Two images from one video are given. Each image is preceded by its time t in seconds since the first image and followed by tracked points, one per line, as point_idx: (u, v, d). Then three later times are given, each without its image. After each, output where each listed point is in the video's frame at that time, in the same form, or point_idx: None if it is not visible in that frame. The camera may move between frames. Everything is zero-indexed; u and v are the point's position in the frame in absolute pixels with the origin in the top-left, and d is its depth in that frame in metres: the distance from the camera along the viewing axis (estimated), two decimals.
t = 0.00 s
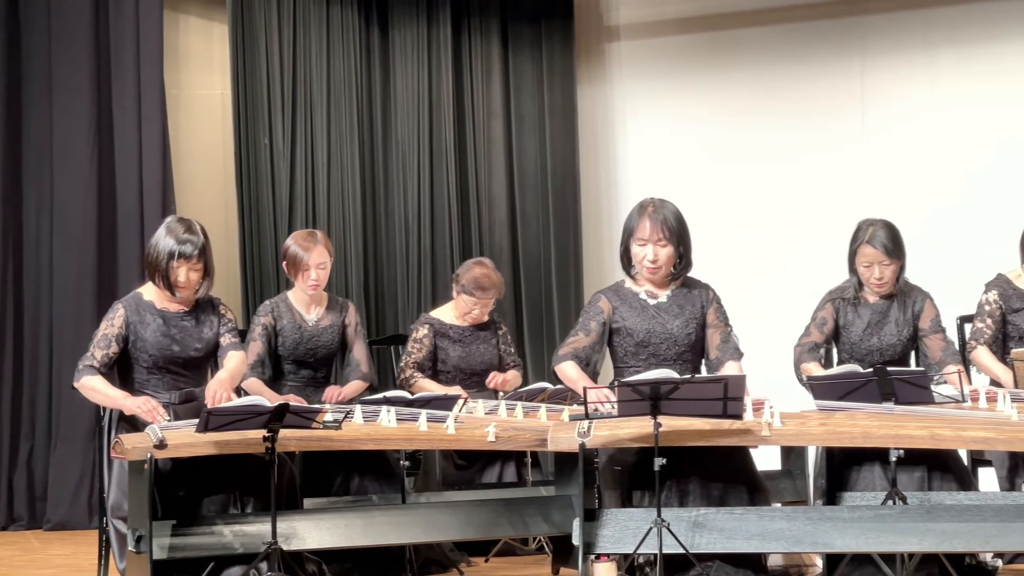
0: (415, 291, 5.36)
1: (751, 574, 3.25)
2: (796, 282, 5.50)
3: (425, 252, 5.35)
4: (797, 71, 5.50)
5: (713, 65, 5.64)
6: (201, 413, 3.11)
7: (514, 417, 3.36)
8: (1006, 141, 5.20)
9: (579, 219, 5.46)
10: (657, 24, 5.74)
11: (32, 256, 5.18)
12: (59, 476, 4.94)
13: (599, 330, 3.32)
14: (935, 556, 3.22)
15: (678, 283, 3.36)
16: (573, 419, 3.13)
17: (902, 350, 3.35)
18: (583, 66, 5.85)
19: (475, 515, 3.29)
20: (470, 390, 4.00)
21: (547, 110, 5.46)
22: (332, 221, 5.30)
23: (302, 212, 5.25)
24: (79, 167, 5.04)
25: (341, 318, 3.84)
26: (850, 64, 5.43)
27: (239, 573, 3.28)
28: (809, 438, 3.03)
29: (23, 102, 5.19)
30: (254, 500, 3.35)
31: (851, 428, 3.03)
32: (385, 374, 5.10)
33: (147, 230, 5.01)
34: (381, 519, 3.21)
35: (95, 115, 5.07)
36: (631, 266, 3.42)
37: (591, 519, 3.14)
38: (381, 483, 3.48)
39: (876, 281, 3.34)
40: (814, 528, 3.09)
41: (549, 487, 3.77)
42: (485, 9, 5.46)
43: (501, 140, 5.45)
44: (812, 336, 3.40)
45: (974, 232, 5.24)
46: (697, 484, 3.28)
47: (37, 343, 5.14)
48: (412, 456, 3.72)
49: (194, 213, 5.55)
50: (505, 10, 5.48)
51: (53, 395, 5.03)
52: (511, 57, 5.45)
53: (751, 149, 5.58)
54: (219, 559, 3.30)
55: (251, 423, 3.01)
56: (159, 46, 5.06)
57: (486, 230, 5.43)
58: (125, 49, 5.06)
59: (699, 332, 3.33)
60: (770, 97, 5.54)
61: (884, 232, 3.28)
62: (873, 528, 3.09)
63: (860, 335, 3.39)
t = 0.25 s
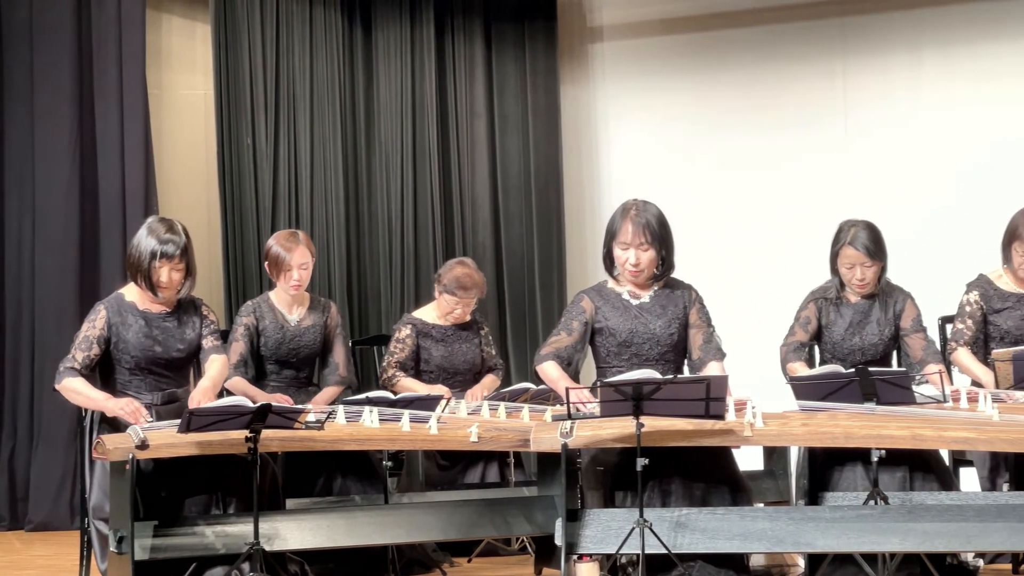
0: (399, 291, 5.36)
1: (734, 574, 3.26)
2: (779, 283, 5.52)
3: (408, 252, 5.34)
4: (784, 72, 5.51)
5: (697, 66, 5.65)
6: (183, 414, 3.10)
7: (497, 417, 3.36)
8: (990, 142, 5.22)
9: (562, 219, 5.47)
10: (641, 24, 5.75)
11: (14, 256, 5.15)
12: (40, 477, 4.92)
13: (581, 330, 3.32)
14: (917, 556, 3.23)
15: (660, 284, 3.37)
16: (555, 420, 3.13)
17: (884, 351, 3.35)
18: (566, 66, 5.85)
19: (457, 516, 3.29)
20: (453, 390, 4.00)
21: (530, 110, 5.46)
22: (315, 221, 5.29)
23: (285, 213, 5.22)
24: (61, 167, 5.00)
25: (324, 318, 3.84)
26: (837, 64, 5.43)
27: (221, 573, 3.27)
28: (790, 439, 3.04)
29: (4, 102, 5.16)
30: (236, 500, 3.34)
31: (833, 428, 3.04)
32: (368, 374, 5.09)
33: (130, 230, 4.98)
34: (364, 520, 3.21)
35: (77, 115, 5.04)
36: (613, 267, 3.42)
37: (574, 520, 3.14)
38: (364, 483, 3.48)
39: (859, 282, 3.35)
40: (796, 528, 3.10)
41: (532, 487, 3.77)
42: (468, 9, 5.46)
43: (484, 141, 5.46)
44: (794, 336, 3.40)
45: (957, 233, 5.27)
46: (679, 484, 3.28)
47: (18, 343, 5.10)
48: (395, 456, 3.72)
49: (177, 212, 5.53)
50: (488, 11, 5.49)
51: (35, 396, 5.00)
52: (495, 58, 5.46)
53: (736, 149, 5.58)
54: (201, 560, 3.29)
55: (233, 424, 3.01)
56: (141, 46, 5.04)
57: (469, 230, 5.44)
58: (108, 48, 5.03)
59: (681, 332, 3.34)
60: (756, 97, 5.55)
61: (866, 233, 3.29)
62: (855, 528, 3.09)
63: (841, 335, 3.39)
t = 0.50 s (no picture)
0: (382, 291, 5.35)
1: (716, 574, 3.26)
2: (763, 283, 5.54)
3: (391, 252, 5.34)
4: (769, 72, 5.52)
5: (682, 66, 5.67)
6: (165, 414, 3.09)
7: (479, 418, 3.36)
8: (974, 142, 5.24)
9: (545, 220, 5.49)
10: (625, 25, 5.76)
11: None
12: (22, 478, 4.89)
13: (564, 330, 3.33)
14: (898, 555, 3.24)
15: (642, 284, 3.38)
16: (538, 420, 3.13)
17: (866, 351, 3.36)
18: (549, 67, 5.86)
19: (440, 516, 3.29)
20: (436, 390, 4.00)
21: (513, 111, 5.48)
22: (298, 221, 5.28)
23: (268, 213, 5.20)
24: (43, 166, 4.97)
25: (306, 318, 3.84)
26: (823, 65, 5.45)
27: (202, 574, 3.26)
28: (772, 439, 3.04)
29: None
30: (218, 501, 3.34)
31: (815, 428, 3.04)
32: (351, 375, 5.08)
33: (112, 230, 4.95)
34: (346, 520, 3.20)
35: (58, 114, 5.01)
36: (595, 267, 3.43)
37: (556, 520, 3.14)
38: (347, 484, 3.48)
39: (840, 282, 3.35)
40: (778, 528, 3.10)
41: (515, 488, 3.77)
42: (451, 9, 5.47)
43: (467, 141, 5.47)
44: (777, 336, 3.41)
45: (941, 234, 5.29)
46: (661, 485, 3.28)
47: None
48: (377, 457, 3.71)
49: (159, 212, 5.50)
50: (470, 12, 5.50)
51: (16, 397, 4.96)
52: (478, 59, 5.50)
53: (721, 150, 5.60)
54: (183, 561, 3.28)
55: (215, 424, 3.00)
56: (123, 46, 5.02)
57: (453, 230, 5.44)
58: (90, 47, 5.01)
59: (663, 333, 3.34)
60: (742, 98, 5.56)
61: (847, 233, 3.30)
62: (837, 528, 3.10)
63: (823, 335, 3.40)
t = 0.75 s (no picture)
0: (364, 290, 5.35)
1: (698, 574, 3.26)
2: (748, 283, 5.55)
3: (375, 252, 5.34)
4: (755, 72, 5.52)
5: (666, 67, 5.67)
6: (147, 415, 3.09)
7: (462, 418, 3.36)
8: (959, 143, 5.27)
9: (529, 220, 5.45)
10: (608, 25, 5.75)
11: None
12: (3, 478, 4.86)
13: (546, 331, 3.33)
14: (880, 555, 3.25)
15: (624, 285, 3.40)
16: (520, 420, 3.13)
17: (848, 351, 3.37)
18: (533, 66, 5.84)
19: (423, 517, 3.29)
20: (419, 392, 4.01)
21: (496, 111, 5.44)
22: (281, 221, 5.29)
23: (251, 215, 5.23)
24: (24, 165, 4.94)
25: (289, 319, 3.83)
26: (810, 65, 5.46)
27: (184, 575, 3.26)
28: (754, 439, 3.05)
29: None
30: (200, 501, 3.34)
31: (797, 429, 3.05)
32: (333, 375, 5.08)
33: (94, 229, 4.92)
34: (328, 521, 3.20)
35: (40, 113, 4.98)
36: (577, 267, 3.44)
37: (539, 520, 3.14)
38: (329, 484, 3.48)
39: (822, 283, 3.36)
40: (760, 528, 3.10)
41: (498, 488, 3.77)
42: (434, 9, 5.44)
43: (451, 142, 5.42)
44: (759, 336, 3.41)
45: (925, 233, 5.32)
46: (644, 485, 3.28)
47: None
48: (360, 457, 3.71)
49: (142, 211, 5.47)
50: (453, 12, 5.48)
51: None
52: (461, 60, 5.46)
53: (705, 150, 5.61)
54: (165, 562, 3.28)
55: (197, 425, 3.00)
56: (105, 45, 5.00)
57: (436, 226, 5.42)
58: (72, 45, 4.98)
59: (645, 333, 3.35)
60: (728, 98, 5.57)
61: (829, 234, 3.30)
62: (819, 528, 3.10)
63: (805, 335, 3.40)
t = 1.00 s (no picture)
0: (347, 291, 5.36)
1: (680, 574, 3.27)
2: (732, 283, 5.57)
3: (358, 254, 5.35)
4: (740, 73, 5.56)
5: (651, 68, 5.69)
6: (129, 415, 3.08)
7: (444, 418, 3.36)
8: (943, 143, 5.29)
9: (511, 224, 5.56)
10: (591, 26, 5.80)
11: None
12: None
13: (529, 331, 3.33)
14: (861, 555, 3.25)
15: (607, 284, 3.41)
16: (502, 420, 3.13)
17: (829, 351, 3.38)
18: (516, 68, 5.89)
19: (405, 517, 3.29)
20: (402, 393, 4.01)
21: (479, 113, 5.56)
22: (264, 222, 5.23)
23: (235, 215, 5.13)
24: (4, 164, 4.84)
25: (273, 320, 3.83)
26: (794, 66, 5.49)
27: None
28: (736, 439, 3.05)
29: None
30: (181, 502, 3.33)
31: (778, 428, 3.05)
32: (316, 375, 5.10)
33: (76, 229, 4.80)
34: (310, 521, 3.20)
35: (19, 109, 4.79)
36: (559, 267, 3.44)
37: (521, 520, 3.14)
38: (311, 485, 3.48)
39: (804, 284, 3.37)
40: (742, 528, 3.11)
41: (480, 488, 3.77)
42: (416, 11, 5.54)
43: (434, 142, 5.53)
44: (741, 337, 3.42)
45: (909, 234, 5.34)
46: (626, 485, 3.29)
47: None
48: (342, 458, 3.70)
49: (123, 212, 5.41)
50: (435, 14, 5.58)
51: None
52: (444, 57, 5.58)
53: (691, 150, 5.62)
54: (146, 562, 3.27)
55: (179, 425, 2.99)
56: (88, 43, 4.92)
57: (418, 231, 5.49)
58: (54, 40, 4.83)
59: (628, 333, 3.36)
60: (713, 99, 5.59)
61: (812, 235, 3.31)
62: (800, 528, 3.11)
63: (787, 335, 3.41)
